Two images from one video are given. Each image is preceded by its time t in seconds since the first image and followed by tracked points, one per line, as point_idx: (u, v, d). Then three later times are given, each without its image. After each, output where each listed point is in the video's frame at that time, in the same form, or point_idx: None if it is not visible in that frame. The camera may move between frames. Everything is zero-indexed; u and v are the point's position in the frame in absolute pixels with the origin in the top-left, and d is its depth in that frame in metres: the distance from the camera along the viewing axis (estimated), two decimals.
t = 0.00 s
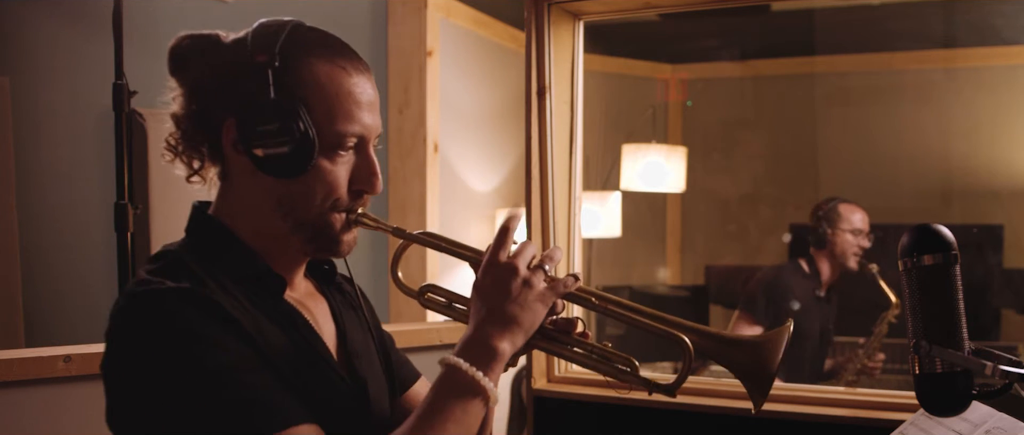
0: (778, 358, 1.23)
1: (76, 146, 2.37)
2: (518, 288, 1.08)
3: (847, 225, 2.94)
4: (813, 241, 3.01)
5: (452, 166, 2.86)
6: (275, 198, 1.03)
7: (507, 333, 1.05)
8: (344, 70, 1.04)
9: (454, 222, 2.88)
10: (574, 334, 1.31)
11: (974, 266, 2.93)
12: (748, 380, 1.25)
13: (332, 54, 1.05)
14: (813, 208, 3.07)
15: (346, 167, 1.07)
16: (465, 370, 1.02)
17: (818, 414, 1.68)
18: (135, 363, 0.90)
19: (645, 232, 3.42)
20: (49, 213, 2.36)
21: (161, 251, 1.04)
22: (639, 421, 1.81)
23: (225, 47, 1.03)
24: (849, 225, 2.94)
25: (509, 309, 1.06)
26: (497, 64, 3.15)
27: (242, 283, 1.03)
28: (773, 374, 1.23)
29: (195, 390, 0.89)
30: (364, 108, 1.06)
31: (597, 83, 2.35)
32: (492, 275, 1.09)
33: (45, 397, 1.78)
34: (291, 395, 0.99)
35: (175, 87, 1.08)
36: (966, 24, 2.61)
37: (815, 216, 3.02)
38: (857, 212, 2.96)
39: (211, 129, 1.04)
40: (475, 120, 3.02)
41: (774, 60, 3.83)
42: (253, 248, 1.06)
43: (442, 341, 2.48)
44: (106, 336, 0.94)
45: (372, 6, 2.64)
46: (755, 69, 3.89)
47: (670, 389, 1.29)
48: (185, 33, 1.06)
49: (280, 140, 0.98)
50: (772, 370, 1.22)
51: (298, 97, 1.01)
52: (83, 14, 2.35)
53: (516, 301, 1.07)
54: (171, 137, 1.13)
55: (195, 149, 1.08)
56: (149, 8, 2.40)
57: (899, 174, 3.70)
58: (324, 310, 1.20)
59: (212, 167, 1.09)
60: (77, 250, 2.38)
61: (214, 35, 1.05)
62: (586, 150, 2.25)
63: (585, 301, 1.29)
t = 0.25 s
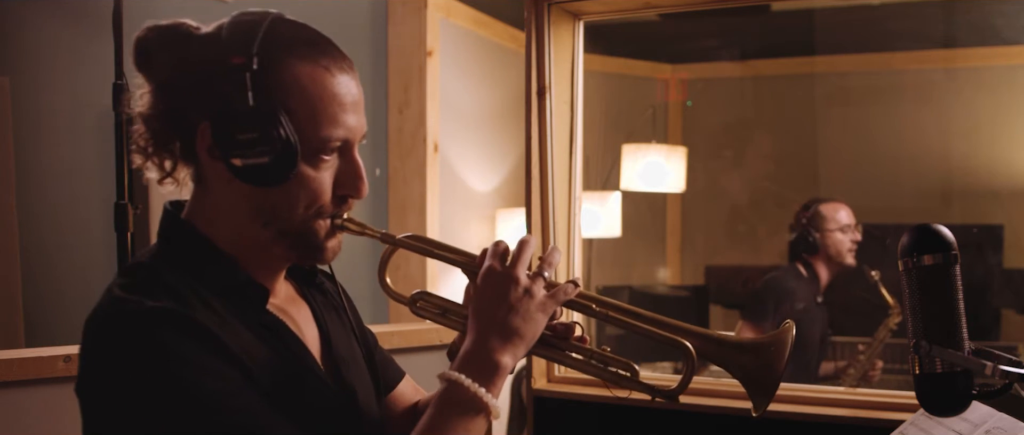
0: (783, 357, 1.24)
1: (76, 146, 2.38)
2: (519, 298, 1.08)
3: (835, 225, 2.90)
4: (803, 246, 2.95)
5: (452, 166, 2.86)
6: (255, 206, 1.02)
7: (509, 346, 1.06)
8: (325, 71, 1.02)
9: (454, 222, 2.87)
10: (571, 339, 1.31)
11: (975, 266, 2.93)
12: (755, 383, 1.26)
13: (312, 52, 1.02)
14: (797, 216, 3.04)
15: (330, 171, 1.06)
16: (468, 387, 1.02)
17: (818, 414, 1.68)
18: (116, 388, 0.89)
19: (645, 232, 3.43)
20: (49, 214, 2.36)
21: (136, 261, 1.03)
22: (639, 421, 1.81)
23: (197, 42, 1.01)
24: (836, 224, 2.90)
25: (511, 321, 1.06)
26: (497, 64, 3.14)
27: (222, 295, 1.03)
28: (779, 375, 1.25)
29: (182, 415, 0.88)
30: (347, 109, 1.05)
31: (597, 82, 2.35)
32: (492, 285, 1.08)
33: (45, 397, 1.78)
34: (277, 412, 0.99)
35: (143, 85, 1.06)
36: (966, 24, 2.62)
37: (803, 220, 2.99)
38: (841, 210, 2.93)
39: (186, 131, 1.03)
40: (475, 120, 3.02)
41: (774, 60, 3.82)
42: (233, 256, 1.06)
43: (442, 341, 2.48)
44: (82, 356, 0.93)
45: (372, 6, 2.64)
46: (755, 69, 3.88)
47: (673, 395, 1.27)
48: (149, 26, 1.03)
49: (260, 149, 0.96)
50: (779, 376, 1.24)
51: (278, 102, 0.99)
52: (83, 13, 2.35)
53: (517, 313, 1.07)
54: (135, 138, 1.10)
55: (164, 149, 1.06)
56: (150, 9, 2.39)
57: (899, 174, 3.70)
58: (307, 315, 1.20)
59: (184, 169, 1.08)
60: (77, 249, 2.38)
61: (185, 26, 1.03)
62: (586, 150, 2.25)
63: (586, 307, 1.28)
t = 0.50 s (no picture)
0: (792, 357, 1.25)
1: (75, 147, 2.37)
2: (525, 301, 1.07)
3: (832, 231, 2.87)
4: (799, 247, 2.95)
5: (452, 166, 2.86)
6: (252, 203, 1.02)
7: (516, 352, 1.06)
8: (318, 59, 1.02)
9: (454, 222, 2.88)
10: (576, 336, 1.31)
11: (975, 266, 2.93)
12: (762, 380, 1.26)
13: (303, 42, 1.02)
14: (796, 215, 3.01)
15: (329, 163, 1.05)
16: (478, 395, 1.04)
17: (818, 415, 1.68)
18: (119, 401, 0.89)
19: (645, 232, 3.43)
20: (49, 214, 2.36)
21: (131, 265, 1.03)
22: (639, 421, 1.81)
23: (182, 35, 1.01)
24: (834, 229, 2.87)
25: (518, 325, 1.06)
26: (497, 64, 3.14)
27: (220, 298, 1.03)
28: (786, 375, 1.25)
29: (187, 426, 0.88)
30: (342, 98, 1.05)
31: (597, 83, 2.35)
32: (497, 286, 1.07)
33: (45, 397, 1.78)
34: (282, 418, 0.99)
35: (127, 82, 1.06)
36: (966, 25, 2.62)
37: (800, 224, 2.97)
38: (838, 212, 2.89)
39: (177, 127, 1.03)
40: (475, 120, 3.02)
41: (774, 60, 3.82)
42: (228, 255, 1.06)
43: (442, 341, 2.48)
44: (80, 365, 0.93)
45: (372, 6, 2.64)
46: (755, 69, 3.89)
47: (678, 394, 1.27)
48: (129, 20, 1.02)
49: (257, 144, 0.96)
50: (787, 373, 1.24)
51: (272, 94, 0.99)
52: (82, 13, 2.35)
53: (524, 316, 1.06)
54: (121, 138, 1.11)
55: (152, 146, 1.06)
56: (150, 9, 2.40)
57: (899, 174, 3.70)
58: (306, 314, 1.20)
59: (172, 166, 1.08)
60: (77, 249, 2.38)
61: (167, 19, 1.02)
62: (586, 151, 2.25)
63: (591, 305, 1.28)
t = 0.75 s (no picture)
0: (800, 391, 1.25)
1: (75, 147, 2.38)
2: (537, 326, 1.09)
3: (820, 227, 2.90)
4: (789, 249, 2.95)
5: (452, 166, 2.86)
6: (264, 219, 1.03)
7: (527, 377, 1.06)
8: (343, 81, 1.02)
9: (454, 222, 2.88)
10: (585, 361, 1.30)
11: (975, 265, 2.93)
12: (767, 411, 1.27)
13: (329, 61, 1.02)
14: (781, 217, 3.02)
15: (343, 185, 1.06)
16: (488, 422, 1.02)
17: (818, 414, 1.68)
18: (118, 406, 0.88)
19: (645, 232, 3.43)
20: (49, 214, 2.36)
21: (132, 265, 1.03)
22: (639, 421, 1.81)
23: (209, 43, 1.00)
24: (822, 225, 2.90)
25: (530, 349, 1.07)
26: (497, 64, 3.14)
27: (226, 306, 1.04)
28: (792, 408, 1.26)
29: None
30: (364, 120, 1.04)
31: (596, 82, 2.35)
32: (510, 311, 1.09)
33: (45, 397, 1.78)
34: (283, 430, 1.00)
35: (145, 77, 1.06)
36: (966, 24, 2.62)
37: (788, 221, 2.98)
38: (827, 208, 2.91)
39: (193, 134, 1.03)
40: (475, 119, 3.02)
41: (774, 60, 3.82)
42: (238, 264, 1.07)
43: (442, 341, 2.48)
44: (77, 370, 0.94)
45: (373, 7, 2.65)
46: (755, 69, 3.88)
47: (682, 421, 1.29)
48: (150, 17, 1.01)
49: (276, 167, 0.96)
50: (795, 405, 1.24)
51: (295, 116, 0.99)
52: (81, 14, 2.35)
53: (536, 342, 1.08)
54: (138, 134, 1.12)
55: (168, 147, 1.07)
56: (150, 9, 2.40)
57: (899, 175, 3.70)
58: (308, 320, 1.20)
59: (184, 166, 1.09)
60: (77, 249, 2.38)
61: (192, 19, 1.01)
62: (586, 150, 2.25)
63: (599, 332, 1.28)
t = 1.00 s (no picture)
0: (800, 372, 1.25)
1: (76, 147, 2.38)
2: (533, 313, 1.08)
3: (807, 221, 2.90)
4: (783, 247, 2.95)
5: (452, 166, 2.86)
6: (256, 216, 1.03)
7: (523, 363, 1.07)
8: (324, 69, 1.02)
9: (454, 222, 2.88)
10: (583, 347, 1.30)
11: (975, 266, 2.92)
12: (767, 393, 1.27)
13: (309, 50, 1.02)
14: (771, 215, 3.02)
15: (333, 173, 1.06)
16: (485, 408, 1.04)
17: (818, 414, 1.68)
18: (118, 406, 0.88)
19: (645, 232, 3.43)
20: (49, 214, 2.36)
21: (130, 270, 1.04)
22: (640, 421, 1.81)
23: (185, 41, 0.99)
24: (809, 219, 2.90)
25: (525, 337, 1.07)
26: (497, 64, 3.14)
27: (223, 307, 1.05)
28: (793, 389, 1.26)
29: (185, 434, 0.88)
30: (348, 107, 1.05)
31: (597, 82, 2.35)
32: (506, 298, 1.08)
33: (45, 397, 1.78)
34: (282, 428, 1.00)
35: (128, 82, 1.06)
36: (966, 24, 2.62)
37: (776, 218, 2.98)
38: (812, 201, 2.91)
39: (178, 136, 1.02)
40: (476, 119, 3.02)
41: (774, 59, 3.82)
42: (231, 263, 1.07)
43: (442, 341, 2.48)
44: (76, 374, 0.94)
45: (372, 6, 2.65)
46: (755, 69, 3.88)
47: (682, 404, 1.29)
48: (129, 22, 1.02)
49: (262, 158, 0.96)
50: (796, 387, 1.24)
51: (277, 107, 0.99)
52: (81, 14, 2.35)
53: (530, 328, 1.07)
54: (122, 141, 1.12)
55: (154, 152, 1.06)
56: (150, 8, 2.39)
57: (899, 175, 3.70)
58: (307, 321, 1.20)
59: (173, 170, 1.09)
60: (76, 249, 2.38)
61: (169, 20, 1.01)
62: (586, 150, 2.25)
63: (597, 317, 1.28)
